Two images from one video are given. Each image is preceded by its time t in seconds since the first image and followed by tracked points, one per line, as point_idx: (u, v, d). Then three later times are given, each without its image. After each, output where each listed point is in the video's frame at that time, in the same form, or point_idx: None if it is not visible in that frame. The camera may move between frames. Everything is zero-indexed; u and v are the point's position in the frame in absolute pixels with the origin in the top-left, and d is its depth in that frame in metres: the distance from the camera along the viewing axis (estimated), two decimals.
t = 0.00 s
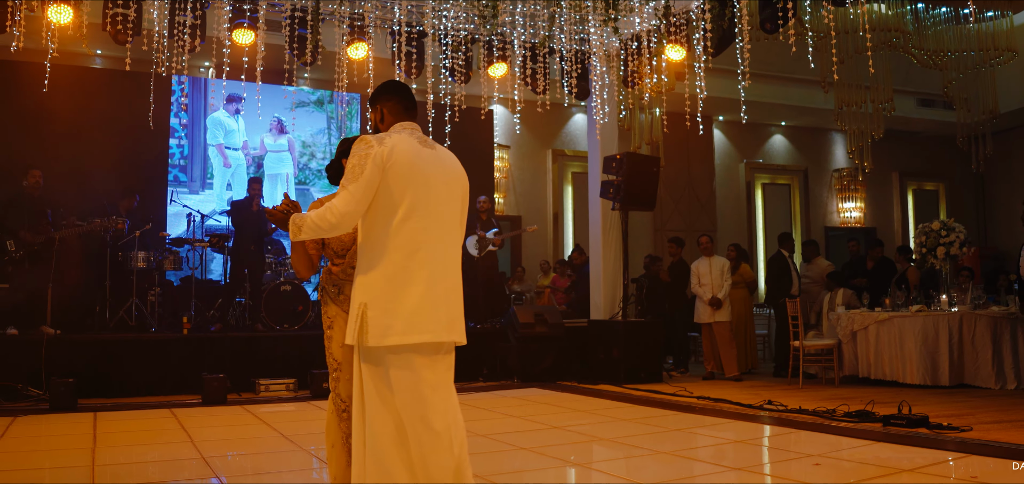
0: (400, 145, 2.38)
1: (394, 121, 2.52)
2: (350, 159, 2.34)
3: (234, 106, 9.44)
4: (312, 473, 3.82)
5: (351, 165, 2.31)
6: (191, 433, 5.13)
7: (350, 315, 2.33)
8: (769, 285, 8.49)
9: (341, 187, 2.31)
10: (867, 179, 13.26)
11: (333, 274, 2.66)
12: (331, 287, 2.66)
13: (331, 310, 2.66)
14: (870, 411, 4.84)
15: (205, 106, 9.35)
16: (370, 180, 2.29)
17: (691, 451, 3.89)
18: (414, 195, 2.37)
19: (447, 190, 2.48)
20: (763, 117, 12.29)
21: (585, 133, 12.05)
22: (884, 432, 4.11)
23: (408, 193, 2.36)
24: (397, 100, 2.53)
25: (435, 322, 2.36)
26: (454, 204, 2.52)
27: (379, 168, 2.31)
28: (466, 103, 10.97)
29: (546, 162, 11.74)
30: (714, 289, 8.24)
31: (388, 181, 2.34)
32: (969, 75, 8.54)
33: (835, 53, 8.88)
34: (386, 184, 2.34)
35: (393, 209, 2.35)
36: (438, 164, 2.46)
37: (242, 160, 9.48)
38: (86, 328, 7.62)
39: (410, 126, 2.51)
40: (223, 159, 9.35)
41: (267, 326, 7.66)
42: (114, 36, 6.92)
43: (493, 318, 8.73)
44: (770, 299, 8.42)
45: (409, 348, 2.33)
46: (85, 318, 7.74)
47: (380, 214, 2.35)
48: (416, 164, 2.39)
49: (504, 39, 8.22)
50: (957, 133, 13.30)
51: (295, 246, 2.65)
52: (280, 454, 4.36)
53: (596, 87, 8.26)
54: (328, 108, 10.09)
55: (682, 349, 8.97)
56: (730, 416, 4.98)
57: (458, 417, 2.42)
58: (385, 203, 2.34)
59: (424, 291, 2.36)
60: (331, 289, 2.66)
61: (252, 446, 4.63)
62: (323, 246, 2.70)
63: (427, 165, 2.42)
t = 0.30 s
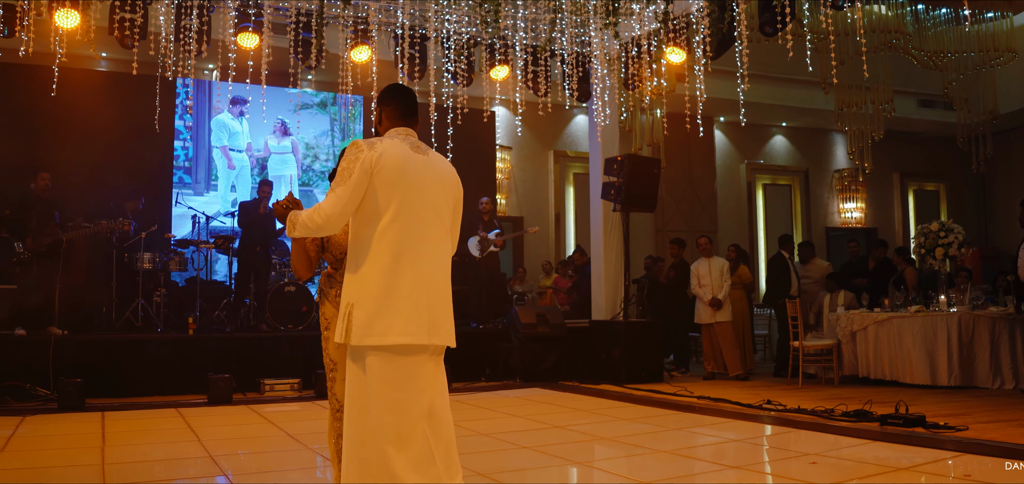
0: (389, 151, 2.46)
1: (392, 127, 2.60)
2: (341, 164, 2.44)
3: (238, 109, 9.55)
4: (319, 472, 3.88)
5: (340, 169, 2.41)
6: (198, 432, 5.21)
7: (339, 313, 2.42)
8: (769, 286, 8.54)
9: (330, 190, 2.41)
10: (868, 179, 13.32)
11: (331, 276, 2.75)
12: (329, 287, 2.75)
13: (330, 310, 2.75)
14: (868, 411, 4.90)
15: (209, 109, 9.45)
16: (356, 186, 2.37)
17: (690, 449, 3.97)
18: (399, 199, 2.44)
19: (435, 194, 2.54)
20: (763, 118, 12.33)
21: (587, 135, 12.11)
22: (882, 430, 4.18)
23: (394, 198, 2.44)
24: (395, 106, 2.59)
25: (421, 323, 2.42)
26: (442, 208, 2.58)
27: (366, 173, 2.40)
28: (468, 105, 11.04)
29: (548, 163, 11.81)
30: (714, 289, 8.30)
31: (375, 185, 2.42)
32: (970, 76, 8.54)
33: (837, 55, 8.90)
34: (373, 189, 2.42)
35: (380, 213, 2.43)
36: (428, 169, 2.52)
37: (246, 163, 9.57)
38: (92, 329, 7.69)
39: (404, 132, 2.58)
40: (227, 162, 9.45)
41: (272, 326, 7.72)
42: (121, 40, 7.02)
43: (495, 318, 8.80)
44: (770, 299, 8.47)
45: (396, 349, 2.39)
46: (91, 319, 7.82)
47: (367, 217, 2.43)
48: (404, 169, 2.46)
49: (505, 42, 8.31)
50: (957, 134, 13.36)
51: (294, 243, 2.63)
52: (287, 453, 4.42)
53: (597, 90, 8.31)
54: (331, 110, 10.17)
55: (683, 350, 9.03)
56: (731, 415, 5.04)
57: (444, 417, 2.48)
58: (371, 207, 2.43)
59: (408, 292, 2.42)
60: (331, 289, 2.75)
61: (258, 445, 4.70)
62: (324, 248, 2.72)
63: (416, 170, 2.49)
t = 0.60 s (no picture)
0: (396, 152, 2.54)
1: (405, 129, 2.67)
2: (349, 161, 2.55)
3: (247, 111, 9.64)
4: (329, 469, 3.95)
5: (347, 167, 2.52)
6: (208, 429, 5.30)
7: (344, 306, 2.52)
8: (775, 285, 8.56)
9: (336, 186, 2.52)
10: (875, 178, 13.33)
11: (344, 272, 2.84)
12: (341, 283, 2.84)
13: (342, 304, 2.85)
14: (871, 409, 4.95)
15: (219, 111, 9.56)
16: (360, 183, 2.47)
17: (692, 447, 4.02)
18: (401, 198, 2.51)
19: (440, 195, 2.59)
20: (769, 117, 12.35)
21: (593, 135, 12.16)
22: (884, 429, 4.23)
23: (396, 196, 2.51)
24: (409, 109, 2.66)
25: (420, 321, 2.46)
26: (448, 209, 2.63)
27: (371, 172, 2.49)
28: (474, 106, 11.11)
29: (555, 164, 11.87)
30: (722, 289, 8.33)
31: (379, 184, 2.50)
32: (976, 76, 8.48)
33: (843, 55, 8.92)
34: (378, 187, 2.51)
35: (383, 212, 2.51)
36: (433, 170, 2.58)
37: (255, 165, 9.68)
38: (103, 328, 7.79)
39: (415, 134, 2.65)
40: (237, 163, 9.55)
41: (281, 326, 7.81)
42: (132, 43, 7.14)
43: (502, 318, 8.87)
44: (775, 299, 8.51)
45: (396, 344, 2.45)
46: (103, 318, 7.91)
47: (371, 214, 2.52)
48: (409, 169, 2.53)
49: (512, 44, 8.39)
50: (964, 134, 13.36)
51: (307, 233, 2.69)
52: (297, 450, 4.50)
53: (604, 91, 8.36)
54: (340, 111, 10.26)
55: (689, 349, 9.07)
56: (735, 413, 5.09)
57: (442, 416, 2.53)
58: (375, 205, 2.52)
59: (410, 289, 2.47)
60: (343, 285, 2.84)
61: (267, 442, 4.78)
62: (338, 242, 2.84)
63: (421, 170, 2.55)
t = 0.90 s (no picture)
0: (419, 156, 2.61)
1: (432, 134, 2.75)
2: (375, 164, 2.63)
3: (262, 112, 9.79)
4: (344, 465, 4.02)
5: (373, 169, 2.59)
6: (222, 426, 5.39)
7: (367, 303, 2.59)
8: (785, 285, 8.57)
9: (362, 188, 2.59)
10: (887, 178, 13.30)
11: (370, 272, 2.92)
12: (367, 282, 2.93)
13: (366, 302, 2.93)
14: (879, 408, 4.99)
15: (234, 112, 9.74)
16: (384, 185, 2.54)
17: (700, 445, 4.07)
18: (423, 200, 2.58)
19: (461, 198, 2.66)
20: (780, 118, 12.36)
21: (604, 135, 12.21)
22: (890, 427, 4.26)
23: (419, 198, 2.58)
24: (437, 115, 2.75)
25: (439, 319, 2.53)
26: (468, 212, 2.70)
27: (394, 176, 2.56)
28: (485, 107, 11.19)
29: (566, 164, 11.94)
30: (737, 289, 8.36)
31: (402, 186, 2.58)
32: (989, 75, 8.41)
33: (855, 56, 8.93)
34: (401, 190, 2.58)
35: (404, 213, 2.59)
36: (455, 174, 2.65)
37: (269, 165, 9.84)
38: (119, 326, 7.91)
39: (440, 139, 2.73)
40: (251, 164, 9.74)
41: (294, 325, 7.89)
42: (148, 46, 7.26)
43: (513, 317, 8.93)
44: (786, 299, 8.53)
45: (415, 342, 2.52)
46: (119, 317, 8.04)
47: (394, 215, 2.60)
48: (431, 172, 2.60)
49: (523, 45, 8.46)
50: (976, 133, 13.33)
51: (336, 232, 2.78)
52: (311, 446, 4.58)
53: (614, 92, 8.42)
54: (353, 113, 10.37)
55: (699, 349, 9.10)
56: (746, 412, 5.13)
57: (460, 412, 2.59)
58: (398, 207, 2.59)
59: (429, 287, 2.54)
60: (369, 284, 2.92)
61: (282, 439, 4.86)
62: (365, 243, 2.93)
63: (443, 174, 2.62)
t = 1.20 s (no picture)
0: (437, 159, 2.68)
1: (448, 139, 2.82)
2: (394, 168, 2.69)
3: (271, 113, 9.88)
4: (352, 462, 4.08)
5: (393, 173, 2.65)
6: (231, 424, 5.46)
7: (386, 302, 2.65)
8: (790, 284, 8.59)
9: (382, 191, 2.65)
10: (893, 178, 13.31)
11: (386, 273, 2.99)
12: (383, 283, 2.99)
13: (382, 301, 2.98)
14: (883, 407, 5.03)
15: (243, 113, 9.85)
16: (403, 188, 2.60)
17: (703, 442, 4.12)
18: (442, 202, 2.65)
19: (477, 200, 2.74)
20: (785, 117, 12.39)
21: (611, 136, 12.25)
22: (892, 425, 4.31)
23: (437, 201, 2.65)
24: (453, 120, 2.82)
25: (456, 317, 2.60)
26: (484, 213, 2.78)
27: (414, 178, 2.63)
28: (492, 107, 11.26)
29: (573, 164, 11.99)
30: (747, 288, 8.40)
31: (421, 188, 2.65)
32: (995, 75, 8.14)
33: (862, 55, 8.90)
34: (420, 192, 2.65)
35: (423, 214, 2.65)
36: (471, 178, 2.73)
37: (278, 166, 9.92)
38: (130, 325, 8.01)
39: (457, 144, 2.80)
40: (259, 165, 9.81)
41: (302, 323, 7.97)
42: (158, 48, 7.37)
43: (519, 317, 8.99)
44: (791, 298, 8.56)
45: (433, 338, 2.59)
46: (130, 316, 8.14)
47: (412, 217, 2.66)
48: (449, 175, 2.68)
49: (529, 46, 8.56)
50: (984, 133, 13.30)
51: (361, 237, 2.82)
52: (320, 443, 4.66)
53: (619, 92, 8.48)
54: (361, 113, 10.46)
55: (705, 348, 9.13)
56: (751, 410, 5.17)
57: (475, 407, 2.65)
58: (416, 208, 2.65)
59: (446, 285, 2.61)
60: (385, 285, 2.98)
61: (290, 436, 4.94)
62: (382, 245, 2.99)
63: (460, 177, 2.70)
